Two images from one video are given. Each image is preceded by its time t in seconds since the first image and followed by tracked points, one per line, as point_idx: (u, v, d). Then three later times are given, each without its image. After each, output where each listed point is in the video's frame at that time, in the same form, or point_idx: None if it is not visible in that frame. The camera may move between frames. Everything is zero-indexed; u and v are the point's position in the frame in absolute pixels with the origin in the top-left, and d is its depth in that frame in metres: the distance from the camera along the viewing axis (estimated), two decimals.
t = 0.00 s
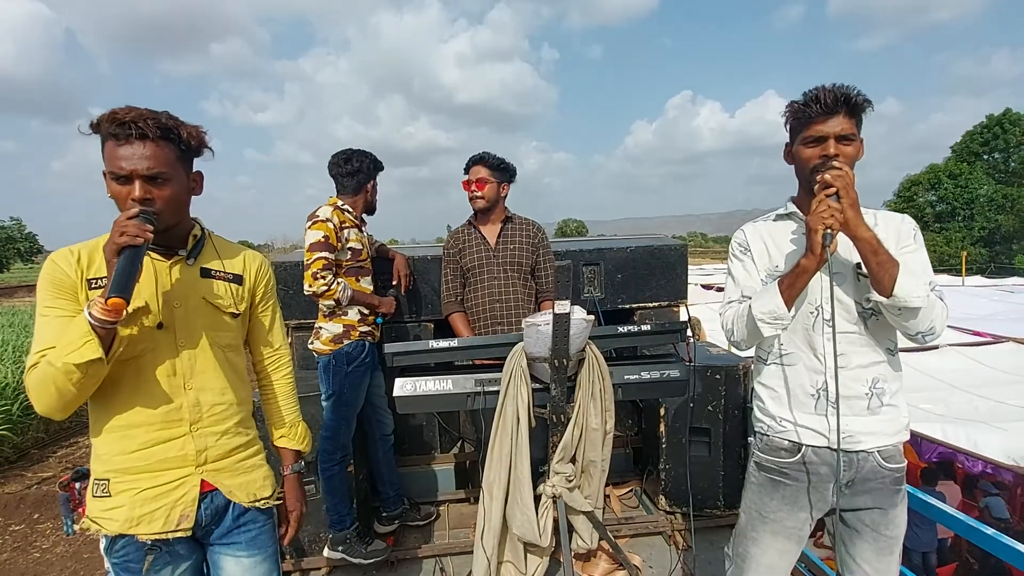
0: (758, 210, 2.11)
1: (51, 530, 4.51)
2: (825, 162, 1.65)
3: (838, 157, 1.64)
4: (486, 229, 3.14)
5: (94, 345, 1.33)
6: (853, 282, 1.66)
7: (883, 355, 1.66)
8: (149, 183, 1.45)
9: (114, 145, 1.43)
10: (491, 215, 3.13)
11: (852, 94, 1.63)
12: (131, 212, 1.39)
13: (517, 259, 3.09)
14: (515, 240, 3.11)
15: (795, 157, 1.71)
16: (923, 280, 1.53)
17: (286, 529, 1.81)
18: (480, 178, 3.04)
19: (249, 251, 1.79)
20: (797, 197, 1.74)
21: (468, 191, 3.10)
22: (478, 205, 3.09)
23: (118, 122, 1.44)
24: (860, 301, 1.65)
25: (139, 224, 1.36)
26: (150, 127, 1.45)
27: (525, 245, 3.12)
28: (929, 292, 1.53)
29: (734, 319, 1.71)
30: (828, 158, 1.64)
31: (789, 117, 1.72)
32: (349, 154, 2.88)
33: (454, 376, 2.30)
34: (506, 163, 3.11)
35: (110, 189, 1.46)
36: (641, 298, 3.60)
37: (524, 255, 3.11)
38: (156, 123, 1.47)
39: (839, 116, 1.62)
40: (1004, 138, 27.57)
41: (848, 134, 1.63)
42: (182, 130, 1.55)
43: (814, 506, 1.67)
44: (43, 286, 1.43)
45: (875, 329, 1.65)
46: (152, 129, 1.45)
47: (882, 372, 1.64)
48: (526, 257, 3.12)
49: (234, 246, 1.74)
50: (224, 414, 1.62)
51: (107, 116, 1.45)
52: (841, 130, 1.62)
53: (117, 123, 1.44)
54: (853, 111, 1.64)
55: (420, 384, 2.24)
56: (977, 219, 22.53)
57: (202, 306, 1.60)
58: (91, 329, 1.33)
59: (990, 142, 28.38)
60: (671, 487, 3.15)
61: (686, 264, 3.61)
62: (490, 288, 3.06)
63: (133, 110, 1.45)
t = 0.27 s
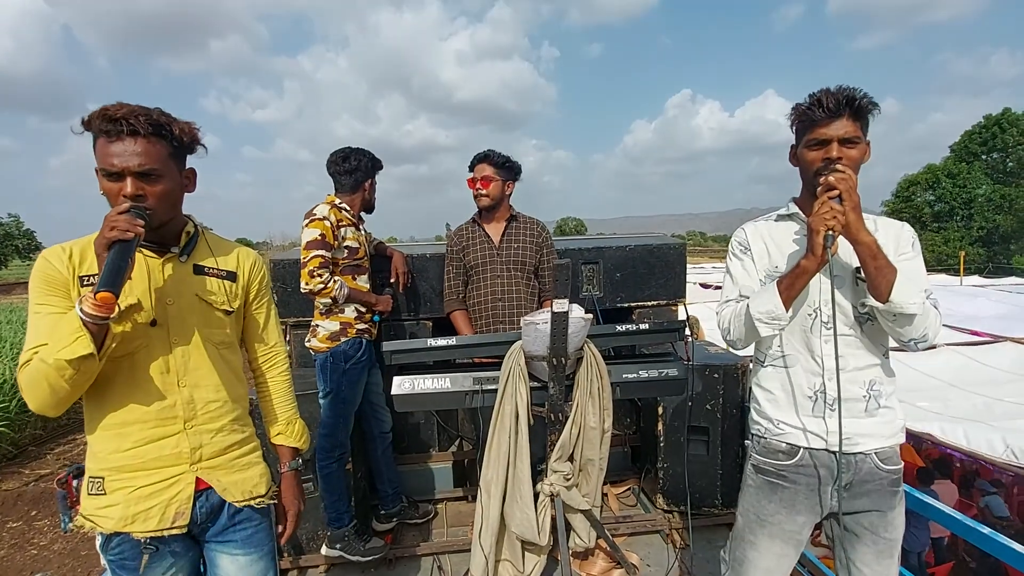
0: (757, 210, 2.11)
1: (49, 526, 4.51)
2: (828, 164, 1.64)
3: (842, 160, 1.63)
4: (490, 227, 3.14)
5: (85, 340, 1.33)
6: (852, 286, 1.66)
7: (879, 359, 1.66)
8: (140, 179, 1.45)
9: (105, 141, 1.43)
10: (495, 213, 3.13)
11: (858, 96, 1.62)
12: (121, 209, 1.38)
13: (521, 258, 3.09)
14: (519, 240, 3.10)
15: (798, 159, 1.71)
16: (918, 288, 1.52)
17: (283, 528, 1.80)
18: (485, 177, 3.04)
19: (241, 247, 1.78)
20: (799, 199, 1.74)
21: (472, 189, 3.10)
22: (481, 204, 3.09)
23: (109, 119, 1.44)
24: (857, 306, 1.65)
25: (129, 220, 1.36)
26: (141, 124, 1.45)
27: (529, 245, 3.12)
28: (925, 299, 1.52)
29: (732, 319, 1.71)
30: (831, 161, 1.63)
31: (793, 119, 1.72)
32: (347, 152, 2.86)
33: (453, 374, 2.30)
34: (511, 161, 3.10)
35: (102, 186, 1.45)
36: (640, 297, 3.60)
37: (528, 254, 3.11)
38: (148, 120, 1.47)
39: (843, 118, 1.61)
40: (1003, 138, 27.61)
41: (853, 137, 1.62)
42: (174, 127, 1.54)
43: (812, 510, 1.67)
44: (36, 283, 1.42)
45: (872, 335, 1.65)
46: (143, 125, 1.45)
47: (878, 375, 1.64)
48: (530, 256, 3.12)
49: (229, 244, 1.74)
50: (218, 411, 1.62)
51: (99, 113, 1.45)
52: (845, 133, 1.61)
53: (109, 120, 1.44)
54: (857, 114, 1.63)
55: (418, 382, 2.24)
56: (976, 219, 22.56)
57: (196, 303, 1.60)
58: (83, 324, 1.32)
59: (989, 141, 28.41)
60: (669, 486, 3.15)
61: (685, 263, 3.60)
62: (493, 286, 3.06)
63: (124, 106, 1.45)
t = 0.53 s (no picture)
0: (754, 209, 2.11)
1: (46, 525, 4.50)
2: (827, 161, 1.65)
3: (841, 157, 1.63)
4: (497, 225, 3.13)
5: (79, 340, 1.32)
6: (851, 283, 1.66)
7: (877, 357, 1.66)
8: (132, 176, 1.44)
9: (97, 139, 1.42)
10: (502, 210, 3.13)
11: (858, 94, 1.61)
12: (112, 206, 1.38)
13: (526, 256, 3.08)
14: (526, 237, 3.09)
15: (798, 156, 1.71)
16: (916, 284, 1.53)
17: (280, 526, 1.81)
18: (493, 174, 3.03)
19: (237, 245, 1.78)
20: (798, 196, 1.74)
21: (480, 185, 3.09)
22: (489, 201, 3.08)
23: (101, 116, 1.43)
24: (856, 302, 1.65)
25: (119, 218, 1.36)
26: (133, 121, 1.45)
27: (535, 243, 3.10)
28: (925, 294, 1.53)
29: (732, 317, 1.70)
30: (830, 158, 1.64)
31: (793, 115, 1.71)
32: (344, 150, 2.85)
33: (450, 373, 2.30)
34: (518, 159, 3.09)
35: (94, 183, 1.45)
36: (638, 296, 3.61)
37: (535, 252, 3.10)
38: (140, 117, 1.46)
39: (843, 115, 1.61)
40: (1000, 138, 27.67)
41: (852, 134, 1.62)
42: (166, 124, 1.54)
43: (809, 507, 1.68)
44: (30, 283, 1.42)
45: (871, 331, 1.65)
46: (135, 123, 1.44)
47: (877, 373, 1.65)
48: (536, 255, 3.11)
49: (225, 243, 1.74)
50: (214, 411, 1.61)
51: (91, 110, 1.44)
52: (845, 130, 1.61)
53: (100, 117, 1.43)
54: (857, 111, 1.63)
55: (415, 381, 2.24)
56: (973, 218, 22.61)
57: (191, 303, 1.60)
58: (77, 325, 1.31)
59: (987, 141, 28.47)
60: (666, 484, 3.16)
61: (683, 262, 3.60)
62: (498, 285, 3.07)
63: (116, 103, 1.44)
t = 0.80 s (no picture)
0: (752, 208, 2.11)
1: (44, 524, 4.49)
2: (818, 160, 1.65)
3: (831, 155, 1.64)
4: (506, 220, 3.13)
5: (76, 339, 1.31)
6: (848, 279, 1.66)
7: (877, 354, 1.66)
8: (131, 173, 1.44)
9: (96, 135, 1.42)
10: (512, 206, 3.12)
11: (845, 91, 1.62)
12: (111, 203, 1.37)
13: (534, 252, 3.08)
14: (533, 232, 3.09)
15: (788, 155, 1.71)
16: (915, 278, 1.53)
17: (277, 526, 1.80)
18: (506, 170, 3.02)
19: (234, 245, 1.77)
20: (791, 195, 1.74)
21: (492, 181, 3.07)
22: (501, 197, 3.06)
23: (102, 113, 1.43)
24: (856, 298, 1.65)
25: (120, 215, 1.35)
26: (133, 118, 1.44)
27: (542, 240, 3.10)
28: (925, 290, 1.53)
29: (731, 318, 1.70)
30: (821, 156, 1.64)
31: (782, 116, 1.72)
32: (341, 149, 2.84)
33: (449, 372, 2.30)
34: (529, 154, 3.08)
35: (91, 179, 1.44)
36: (636, 294, 3.61)
37: (543, 249, 3.10)
38: (141, 115, 1.46)
39: (832, 114, 1.61)
40: (998, 137, 27.74)
41: (842, 131, 1.62)
42: (166, 122, 1.54)
43: (810, 507, 1.68)
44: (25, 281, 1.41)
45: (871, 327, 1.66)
46: (136, 120, 1.44)
47: (878, 371, 1.65)
48: (544, 251, 3.10)
49: (223, 243, 1.73)
50: (212, 412, 1.61)
51: (91, 107, 1.44)
52: (834, 128, 1.61)
53: (101, 113, 1.43)
54: (846, 108, 1.63)
55: (414, 380, 2.23)
56: (971, 217, 22.67)
57: (188, 303, 1.59)
58: (74, 322, 1.31)
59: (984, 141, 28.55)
60: (665, 483, 3.16)
61: (682, 261, 3.60)
62: (505, 280, 3.06)
63: (117, 100, 1.44)
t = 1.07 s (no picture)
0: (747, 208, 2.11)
1: (41, 524, 4.48)
2: (813, 164, 1.65)
3: (828, 160, 1.64)
4: (512, 221, 3.13)
5: (77, 333, 1.31)
6: (841, 283, 1.66)
7: (870, 355, 1.67)
8: (134, 170, 1.43)
9: (98, 131, 1.41)
10: (521, 207, 3.12)
11: (844, 96, 1.62)
12: (116, 199, 1.37)
13: (539, 254, 3.09)
14: (539, 235, 3.11)
15: (785, 157, 1.71)
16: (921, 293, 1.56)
17: (274, 524, 1.79)
18: (514, 170, 3.01)
19: (231, 242, 1.77)
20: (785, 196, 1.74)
21: (501, 181, 3.06)
22: (508, 195, 3.06)
23: (104, 109, 1.43)
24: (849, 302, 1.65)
25: (126, 211, 1.36)
26: (135, 115, 1.44)
27: (547, 242, 3.12)
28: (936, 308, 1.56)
29: (726, 320, 1.69)
30: (817, 161, 1.64)
31: (780, 116, 1.71)
32: (338, 149, 2.84)
33: (447, 372, 2.30)
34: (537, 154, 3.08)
35: (92, 177, 1.43)
36: (634, 294, 3.61)
37: (548, 250, 3.11)
38: (143, 113, 1.46)
39: (831, 118, 1.61)
40: (995, 137, 27.80)
41: (839, 136, 1.63)
42: (166, 119, 1.53)
43: (805, 507, 1.68)
44: (21, 276, 1.41)
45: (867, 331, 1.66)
46: (139, 117, 1.44)
47: (871, 371, 1.66)
48: (549, 253, 3.12)
49: (220, 240, 1.73)
50: (210, 409, 1.61)
51: (93, 103, 1.44)
52: (832, 133, 1.62)
53: (103, 110, 1.43)
54: (845, 114, 1.64)
55: (412, 380, 2.23)
56: (968, 217, 22.72)
57: (186, 300, 1.59)
58: (74, 316, 1.31)
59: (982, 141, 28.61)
60: (663, 483, 3.17)
61: (679, 261, 3.60)
62: (511, 281, 3.06)
63: (119, 97, 1.44)
